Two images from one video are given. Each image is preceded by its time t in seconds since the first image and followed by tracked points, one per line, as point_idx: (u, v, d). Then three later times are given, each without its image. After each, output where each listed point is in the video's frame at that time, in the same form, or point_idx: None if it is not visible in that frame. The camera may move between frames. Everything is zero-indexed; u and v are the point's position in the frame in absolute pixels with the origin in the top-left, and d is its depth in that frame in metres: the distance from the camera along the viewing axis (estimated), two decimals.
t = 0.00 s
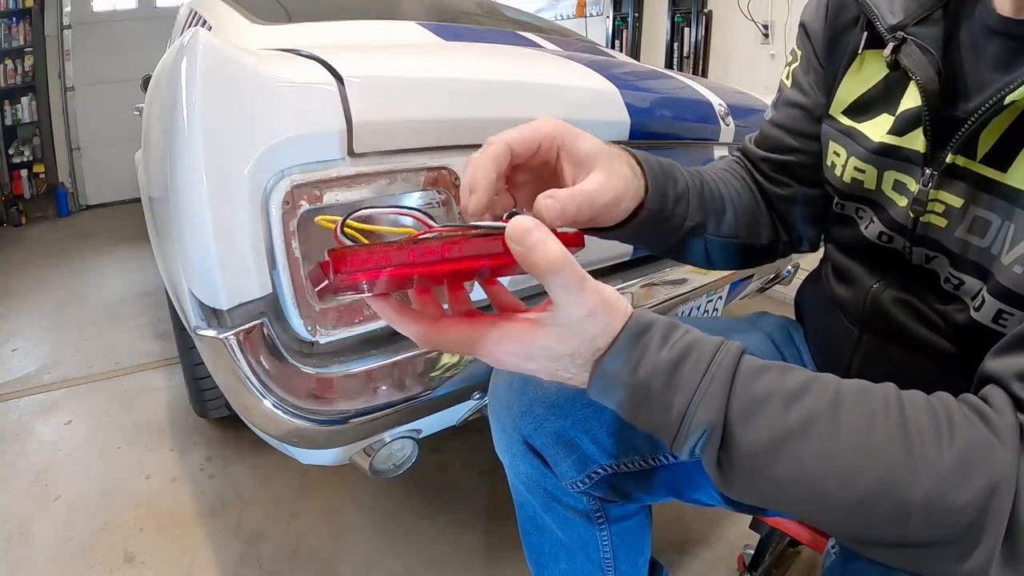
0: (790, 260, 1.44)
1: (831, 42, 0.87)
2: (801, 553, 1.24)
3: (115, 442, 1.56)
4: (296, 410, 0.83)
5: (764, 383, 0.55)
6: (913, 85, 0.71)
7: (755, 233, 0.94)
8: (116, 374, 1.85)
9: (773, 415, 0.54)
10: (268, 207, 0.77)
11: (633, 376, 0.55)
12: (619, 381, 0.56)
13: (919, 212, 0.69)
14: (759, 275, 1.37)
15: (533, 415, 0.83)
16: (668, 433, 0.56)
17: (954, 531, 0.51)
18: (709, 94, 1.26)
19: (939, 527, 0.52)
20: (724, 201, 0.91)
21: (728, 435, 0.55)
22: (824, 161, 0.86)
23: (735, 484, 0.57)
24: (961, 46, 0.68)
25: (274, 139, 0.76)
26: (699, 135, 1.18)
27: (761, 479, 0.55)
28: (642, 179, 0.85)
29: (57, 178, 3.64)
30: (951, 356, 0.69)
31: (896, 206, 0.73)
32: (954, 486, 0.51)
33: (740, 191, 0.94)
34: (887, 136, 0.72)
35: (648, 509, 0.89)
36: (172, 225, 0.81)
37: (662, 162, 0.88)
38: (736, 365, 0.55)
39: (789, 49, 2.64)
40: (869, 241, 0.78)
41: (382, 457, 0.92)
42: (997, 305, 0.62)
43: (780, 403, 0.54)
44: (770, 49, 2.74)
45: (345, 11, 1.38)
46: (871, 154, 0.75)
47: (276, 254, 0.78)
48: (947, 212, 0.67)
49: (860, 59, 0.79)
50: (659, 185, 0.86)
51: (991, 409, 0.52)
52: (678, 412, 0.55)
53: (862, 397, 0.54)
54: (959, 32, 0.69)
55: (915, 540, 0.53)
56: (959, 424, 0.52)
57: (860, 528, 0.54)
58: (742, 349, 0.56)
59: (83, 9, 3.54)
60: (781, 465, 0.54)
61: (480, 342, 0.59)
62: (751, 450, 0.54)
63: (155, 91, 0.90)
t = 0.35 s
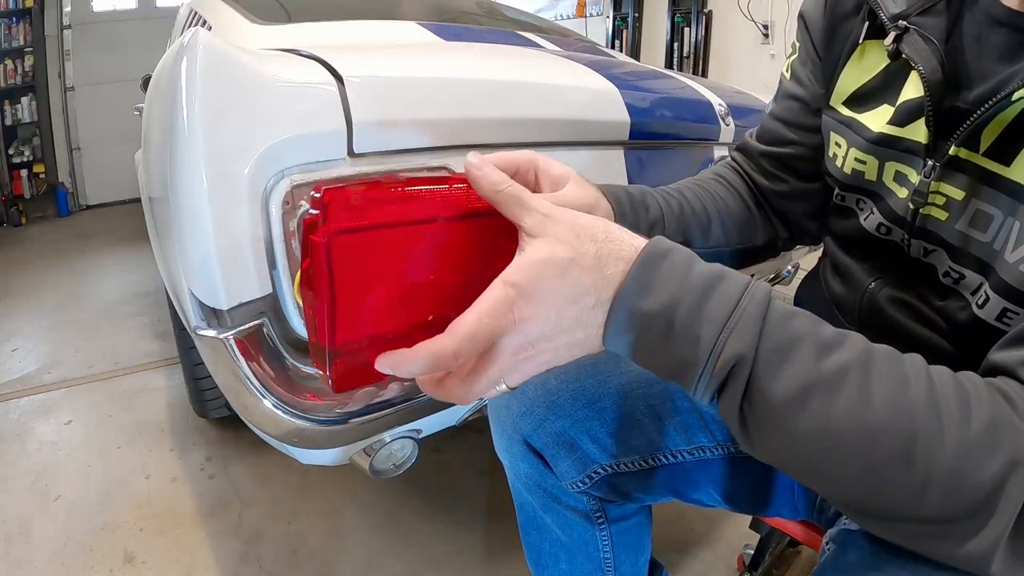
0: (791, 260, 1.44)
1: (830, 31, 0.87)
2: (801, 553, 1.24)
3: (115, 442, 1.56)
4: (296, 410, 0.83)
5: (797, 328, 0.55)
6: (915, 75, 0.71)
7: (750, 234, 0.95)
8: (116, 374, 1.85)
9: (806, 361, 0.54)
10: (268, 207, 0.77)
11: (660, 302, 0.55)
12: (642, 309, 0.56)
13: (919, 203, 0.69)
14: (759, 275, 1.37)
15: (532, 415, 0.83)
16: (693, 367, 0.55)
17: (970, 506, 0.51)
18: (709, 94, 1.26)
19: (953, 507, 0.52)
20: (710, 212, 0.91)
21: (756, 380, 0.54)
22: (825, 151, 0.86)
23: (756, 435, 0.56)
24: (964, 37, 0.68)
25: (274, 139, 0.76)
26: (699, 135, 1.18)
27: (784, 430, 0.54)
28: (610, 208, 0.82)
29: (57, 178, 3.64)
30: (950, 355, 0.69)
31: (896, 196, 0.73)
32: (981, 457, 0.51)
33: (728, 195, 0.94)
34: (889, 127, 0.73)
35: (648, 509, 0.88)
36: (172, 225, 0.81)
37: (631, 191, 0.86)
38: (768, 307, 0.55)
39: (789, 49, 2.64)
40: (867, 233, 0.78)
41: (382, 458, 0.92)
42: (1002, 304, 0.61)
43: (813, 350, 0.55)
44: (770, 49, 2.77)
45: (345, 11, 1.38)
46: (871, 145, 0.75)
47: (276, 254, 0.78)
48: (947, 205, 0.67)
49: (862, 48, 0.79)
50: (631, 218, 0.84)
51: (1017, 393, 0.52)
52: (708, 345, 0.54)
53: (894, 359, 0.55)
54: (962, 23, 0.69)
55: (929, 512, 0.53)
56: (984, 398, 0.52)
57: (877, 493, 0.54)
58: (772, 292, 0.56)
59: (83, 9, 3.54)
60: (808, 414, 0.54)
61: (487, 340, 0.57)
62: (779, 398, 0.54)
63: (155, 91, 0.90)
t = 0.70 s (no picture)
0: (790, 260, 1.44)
1: (832, 33, 0.86)
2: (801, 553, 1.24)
3: (115, 442, 1.56)
4: (297, 410, 0.83)
5: (788, 326, 0.55)
6: (916, 75, 0.71)
7: (750, 230, 0.95)
8: (116, 374, 1.85)
9: (795, 357, 0.54)
10: (268, 207, 0.77)
11: (655, 302, 0.56)
12: (638, 308, 0.57)
13: (920, 202, 0.69)
14: (759, 275, 1.37)
15: (533, 414, 0.83)
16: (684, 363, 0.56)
17: (956, 503, 0.51)
18: (709, 94, 1.26)
19: (942, 501, 0.51)
20: (707, 203, 0.92)
21: (745, 377, 0.55)
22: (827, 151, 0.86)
23: (748, 431, 0.56)
24: (964, 37, 0.68)
25: (274, 138, 0.76)
26: (699, 135, 1.18)
27: (773, 426, 0.55)
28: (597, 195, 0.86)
29: (57, 178, 3.63)
30: (948, 351, 0.69)
31: (896, 195, 0.73)
32: (968, 453, 0.50)
33: (729, 193, 0.94)
34: (890, 126, 0.73)
35: (648, 509, 0.88)
36: (172, 224, 0.81)
37: (622, 182, 0.89)
38: (760, 309, 0.55)
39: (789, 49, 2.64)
40: (868, 232, 0.78)
41: (382, 458, 0.92)
42: (1000, 301, 0.61)
43: (803, 346, 0.55)
44: (770, 49, 2.77)
45: (345, 11, 1.38)
46: (874, 144, 0.75)
47: (276, 254, 0.78)
48: (947, 203, 0.67)
49: (864, 49, 0.79)
50: (621, 205, 0.86)
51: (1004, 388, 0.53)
52: (698, 341, 0.54)
53: (883, 357, 0.55)
54: (963, 23, 0.69)
55: (917, 509, 0.52)
56: (974, 394, 0.52)
57: (867, 490, 0.54)
58: (765, 294, 0.56)
59: (83, 9, 3.54)
60: (796, 409, 0.54)
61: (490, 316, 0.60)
62: (767, 394, 0.54)
63: (155, 90, 0.90)
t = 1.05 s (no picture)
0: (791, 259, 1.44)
1: (830, 35, 0.86)
2: (800, 552, 1.24)
3: (115, 442, 1.56)
4: (296, 411, 0.84)
5: (776, 347, 0.55)
6: (914, 77, 0.71)
7: (760, 239, 0.95)
8: (116, 374, 1.85)
9: (785, 378, 0.54)
10: (268, 207, 0.77)
11: (642, 330, 0.55)
12: (626, 336, 0.55)
13: (918, 203, 0.69)
14: (759, 275, 1.37)
15: (533, 414, 0.83)
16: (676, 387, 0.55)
17: (953, 513, 0.52)
18: (708, 94, 1.26)
19: (939, 511, 0.52)
20: (724, 213, 0.92)
21: (736, 397, 0.54)
22: (829, 155, 0.86)
23: (739, 448, 0.56)
24: (962, 39, 0.68)
25: (274, 138, 0.76)
26: (698, 135, 1.18)
27: (767, 445, 0.54)
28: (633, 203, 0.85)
29: (57, 178, 3.63)
30: (948, 350, 0.69)
31: (896, 197, 0.73)
32: (962, 465, 0.51)
33: (739, 200, 0.94)
34: (887, 128, 0.73)
35: (648, 508, 0.88)
36: (172, 225, 0.81)
37: (653, 191, 0.88)
38: (748, 330, 0.55)
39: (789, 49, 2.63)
40: (868, 233, 0.78)
41: (382, 457, 0.93)
42: (999, 302, 0.61)
43: (792, 366, 0.54)
44: (770, 49, 2.75)
45: (345, 11, 1.38)
46: (871, 146, 0.75)
47: (276, 254, 0.78)
48: (945, 205, 0.67)
49: (861, 53, 0.79)
50: (652, 218, 0.86)
51: (994, 395, 0.53)
52: (688, 366, 0.54)
53: (872, 371, 0.55)
54: (961, 25, 0.68)
55: (914, 519, 0.53)
56: (964, 405, 0.52)
57: (862, 505, 0.54)
58: (752, 315, 0.55)
59: (83, 9, 3.54)
60: (788, 431, 0.53)
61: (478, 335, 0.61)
62: (760, 415, 0.54)
63: (155, 91, 0.90)
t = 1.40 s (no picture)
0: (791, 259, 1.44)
1: (832, 35, 0.86)
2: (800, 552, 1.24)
3: (115, 442, 1.56)
4: (296, 410, 0.83)
5: (746, 378, 0.55)
6: (915, 79, 0.71)
7: (748, 233, 0.94)
8: (116, 374, 1.85)
9: (759, 407, 0.54)
10: (268, 207, 0.77)
11: (626, 375, 0.56)
12: (611, 381, 0.57)
13: (919, 207, 0.69)
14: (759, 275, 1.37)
15: (533, 415, 0.83)
16: (659, 418, 0.56)
17: (929, 525, 0.52)
18: (709, 94, 1.26)
19: (916, 521, 0.52)
20: (717, 203, 0.91)
21: (713, 425, 0.55)
22: (825, 154, 0.86)
23: (720, 473, 0.57)
24: (964, 41, 0.68)
25: (273, 138, 0.76)
26: (698, 135, 1.18)
27: (744, 469, 0.55)
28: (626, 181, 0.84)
29: (57, 178, 3.63)
30: (946, 353, 0.70)
31: (895, 200, 0.73)
32: (936, 477, 0.51)
33: (733, 190, 0.93)
34: (887, 130, 0.73)
35: (648, 509, 0.89)
36: (172, 225, 0.81)
37: (650, 174, 0.86)
38: (723, 360, 0.56)
39: (790, 49, 2.63)
40: (868, 236, 0.78)
41: (382, 457, 0.92)
42: (995, 304, 0.62)
43: (766, 394, 0.55)
44: (770, 49, 2.74)
45: (345, 11, 1.38)
46: (871, 148, 0.75)
47: (276, 254, 0.79)
48: (946, 208, 0.67)
49: (862, 53, 0.79)
50: (648, 201, 0.85)
51: (972, 407, 0.53)
52: (670, 403, 0.55)
53: (846, 389, 0.55)
54: (963, 27, 0.68)
55: (893, 531, 0.53)
56: (939, 418, 0.53)
57: (842, 521, 0.55)
58: (729, 342, 0.57)
59: (83, 9, 3.54)
60: (763, 457, 0.54)
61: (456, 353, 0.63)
62: (736, 441, 0.55)
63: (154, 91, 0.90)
